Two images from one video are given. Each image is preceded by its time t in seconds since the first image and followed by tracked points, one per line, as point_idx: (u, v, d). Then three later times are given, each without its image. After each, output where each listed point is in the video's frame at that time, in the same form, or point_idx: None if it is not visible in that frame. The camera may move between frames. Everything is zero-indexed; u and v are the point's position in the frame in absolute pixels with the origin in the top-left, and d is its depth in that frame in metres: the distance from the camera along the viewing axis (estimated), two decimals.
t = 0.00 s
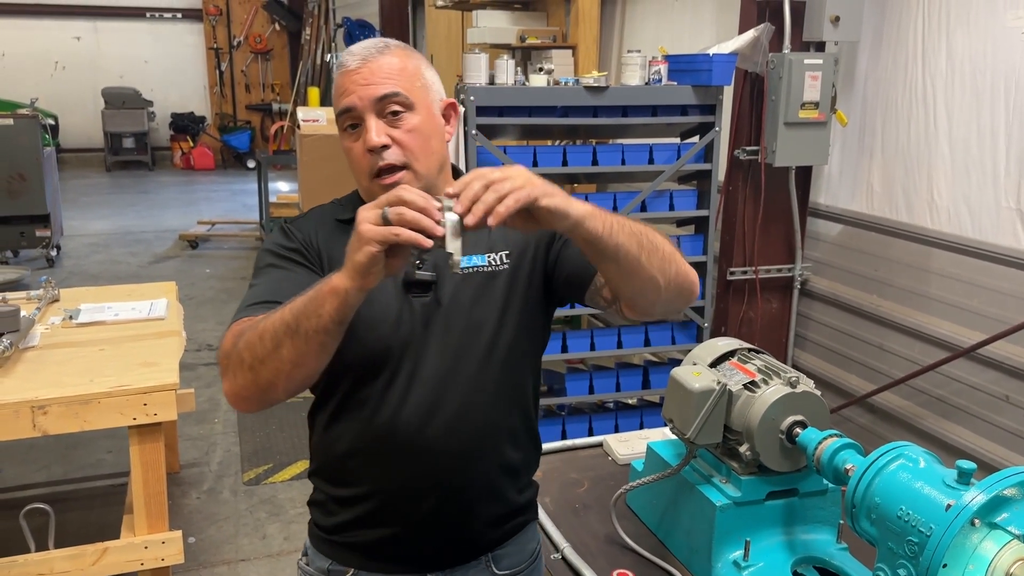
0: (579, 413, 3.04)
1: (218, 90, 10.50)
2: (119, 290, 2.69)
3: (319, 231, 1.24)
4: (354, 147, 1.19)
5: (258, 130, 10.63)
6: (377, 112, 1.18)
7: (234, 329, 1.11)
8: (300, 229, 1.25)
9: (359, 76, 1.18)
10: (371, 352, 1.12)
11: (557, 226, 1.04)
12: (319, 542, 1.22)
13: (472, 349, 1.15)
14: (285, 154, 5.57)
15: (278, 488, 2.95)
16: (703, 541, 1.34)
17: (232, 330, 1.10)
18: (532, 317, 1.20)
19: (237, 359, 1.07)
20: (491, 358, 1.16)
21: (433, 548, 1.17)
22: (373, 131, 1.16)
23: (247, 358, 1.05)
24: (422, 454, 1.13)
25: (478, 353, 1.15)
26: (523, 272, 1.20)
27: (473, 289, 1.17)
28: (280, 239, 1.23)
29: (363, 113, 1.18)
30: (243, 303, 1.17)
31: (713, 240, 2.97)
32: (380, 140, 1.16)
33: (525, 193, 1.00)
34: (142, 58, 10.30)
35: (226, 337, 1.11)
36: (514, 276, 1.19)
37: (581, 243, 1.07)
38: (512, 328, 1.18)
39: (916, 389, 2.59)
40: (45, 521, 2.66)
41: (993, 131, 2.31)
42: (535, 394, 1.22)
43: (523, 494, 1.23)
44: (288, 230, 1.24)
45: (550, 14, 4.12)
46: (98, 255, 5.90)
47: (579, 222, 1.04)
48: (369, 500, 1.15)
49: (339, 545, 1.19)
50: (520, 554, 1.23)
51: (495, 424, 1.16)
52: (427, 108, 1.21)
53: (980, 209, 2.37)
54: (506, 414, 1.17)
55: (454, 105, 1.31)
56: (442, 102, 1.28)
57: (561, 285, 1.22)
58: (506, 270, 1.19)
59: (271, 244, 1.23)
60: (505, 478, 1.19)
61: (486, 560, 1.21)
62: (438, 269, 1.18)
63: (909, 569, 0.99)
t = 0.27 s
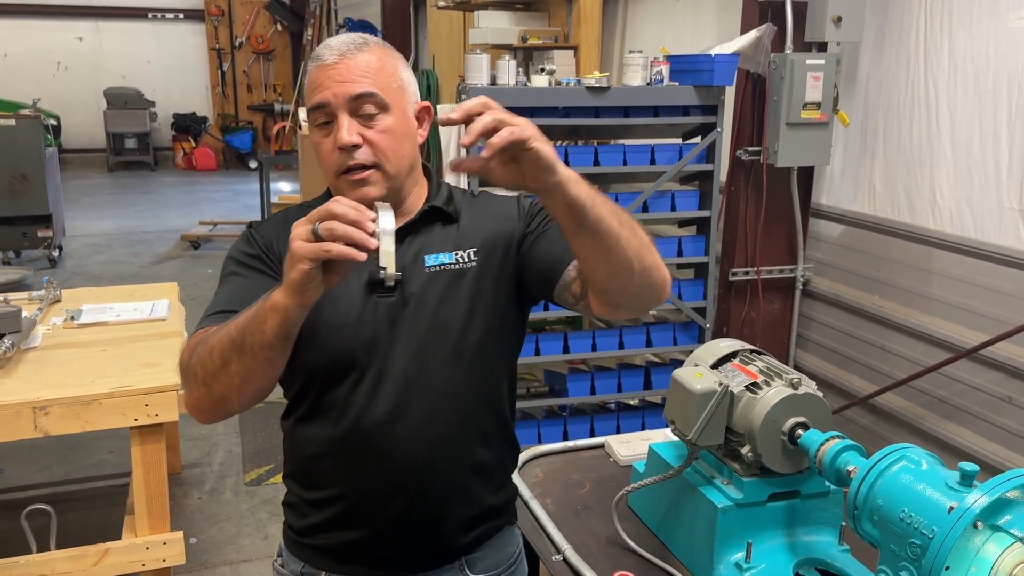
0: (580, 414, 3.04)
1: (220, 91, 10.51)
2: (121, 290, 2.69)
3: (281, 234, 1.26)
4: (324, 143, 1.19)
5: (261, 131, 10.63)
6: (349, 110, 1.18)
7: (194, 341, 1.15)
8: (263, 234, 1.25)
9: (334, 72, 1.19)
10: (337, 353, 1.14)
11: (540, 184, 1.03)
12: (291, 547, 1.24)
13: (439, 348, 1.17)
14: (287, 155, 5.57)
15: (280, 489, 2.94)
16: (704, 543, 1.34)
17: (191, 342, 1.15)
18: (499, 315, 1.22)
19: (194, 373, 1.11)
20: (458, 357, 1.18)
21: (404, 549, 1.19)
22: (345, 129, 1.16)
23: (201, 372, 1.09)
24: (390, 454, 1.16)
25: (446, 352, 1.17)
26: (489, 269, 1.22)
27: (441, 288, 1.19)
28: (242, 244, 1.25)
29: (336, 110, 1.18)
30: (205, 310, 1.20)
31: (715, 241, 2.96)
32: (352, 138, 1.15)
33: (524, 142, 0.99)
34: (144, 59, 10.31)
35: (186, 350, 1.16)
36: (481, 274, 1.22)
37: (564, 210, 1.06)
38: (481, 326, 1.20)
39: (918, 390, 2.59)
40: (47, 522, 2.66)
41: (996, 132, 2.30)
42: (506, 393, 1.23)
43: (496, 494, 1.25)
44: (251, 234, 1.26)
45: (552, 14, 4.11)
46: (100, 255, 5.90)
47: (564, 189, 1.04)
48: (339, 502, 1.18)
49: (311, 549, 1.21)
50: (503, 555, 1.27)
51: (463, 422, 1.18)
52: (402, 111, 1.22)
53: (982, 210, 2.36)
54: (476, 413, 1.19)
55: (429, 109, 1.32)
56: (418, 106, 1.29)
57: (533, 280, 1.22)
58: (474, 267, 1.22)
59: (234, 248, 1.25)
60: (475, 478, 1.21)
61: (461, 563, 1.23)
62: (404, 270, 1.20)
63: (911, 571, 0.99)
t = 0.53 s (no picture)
0: (582, 414, 3.04)
1: (222, 91, 10.53)
2: (123, 290, 2.69)
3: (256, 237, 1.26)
4: (312, 136, 1.21)
5: (263, 131, 10.64)
6: (343, 110, 1.20)
7: (173, 349, 1.17)
8: (237, 239, 1.26)
9: (332, 70, 1.19)
10: (309, 358, 1.14)
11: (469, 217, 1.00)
12: (275, 552, 1.25)
13: (413, 351, 1.17)
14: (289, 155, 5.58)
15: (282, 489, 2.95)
16: (706, 543, 1.34)
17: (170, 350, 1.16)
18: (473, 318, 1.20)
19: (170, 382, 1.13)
20: (430, 356, 1.17)
21: (386, 550, 1.20)
22: (334, 129, 1.18)
23: (178, 381, 1.11)
24: (367, 458, 1.16)
25: (421, 354, 1.17)
26: (460, 269, 1.20)
27: (414, 290, 1.19)
28: (217, 249, 1.26)
29: (328, 108, 1.20)
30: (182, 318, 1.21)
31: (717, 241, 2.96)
32: (338, 139, 1.17)
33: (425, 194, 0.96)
34: (146, 59, 10.32)
35: (165, 359, 1.17)
36: (452, 273, 1.20)
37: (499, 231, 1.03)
38: (457, 328, 1.18)
39: (921, 390, 2.58)
40: (49, 522, 2.66)
41: (998, 131, 2.30)
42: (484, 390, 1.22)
43: (479, 494, 1.25)
44: (227, 239, 1.26)
45: (554, 13, 4.11)
46: (102, 256, 5.91)
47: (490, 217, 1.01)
48: (319, 507, 1.19)
49: (293, 553, 1.22)
50: (485, 556, 1.27)
51: (441, 424, 1.18)
52: (394, 119, 1.23)
53: (984, 210, 2.36)
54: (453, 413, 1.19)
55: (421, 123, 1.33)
56: (412, 117, 1.30)
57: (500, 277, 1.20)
58: (447, 269, 1.20)
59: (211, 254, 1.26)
60: (455, 479, 1.21)
61: (444, 561, 1.24)
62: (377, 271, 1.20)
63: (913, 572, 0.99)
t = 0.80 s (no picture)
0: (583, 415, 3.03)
1: (224, 91, 10.54)
2: (124, 290, 2.69)
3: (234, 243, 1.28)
4: (301, 130, 1.23)
5: (265, 131, 10.65)
6: (336, 103, 1.23)
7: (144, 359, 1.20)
8: (215, 245, 1.28)
9: (326, 63, 1.23)
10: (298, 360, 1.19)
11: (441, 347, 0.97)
12: (261, 555, 1.28)
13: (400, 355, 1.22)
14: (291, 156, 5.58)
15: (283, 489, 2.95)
16: (708, 544, 1.33)
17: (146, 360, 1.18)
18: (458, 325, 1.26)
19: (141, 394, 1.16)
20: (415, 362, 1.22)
21: (371, 552, 1.24)
22: (326, 122, 1.21)
23: (150, 396, 1.14)
24: (354, 461, 1.20)
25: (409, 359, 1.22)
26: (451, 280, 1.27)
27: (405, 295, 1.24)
28: (195, 255, 1.28)
29: (321, 100, 1.22)
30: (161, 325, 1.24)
31: (718, 241, 2.96)
32: (330, 133, 1.20)
33: (421, 333, 0.93)
34: (148, 59, 10.33)
35: (139, 366, 1.19)
36: (443, 283, 1.26)
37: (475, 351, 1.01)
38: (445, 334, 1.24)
39: (923, 391, 2.58)
40: (51, 522, 2.66)
41: (1001, 131, 2.29)
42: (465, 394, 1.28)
43: (461, 495, 1.30)
44: (206, 245, 1.28)
45: (556, 13, 4.11)
46: (104, 256, 5.91)
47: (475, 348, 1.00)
48: (306, 511, 1.22)
49: (279, 556, 1.25)
50: (467, 557, 1.31)
51: (429, 428, 1.23)
52: (385, 117, 1.27)
53: (986, 210, 2.35)
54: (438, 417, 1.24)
55: (408, 124, 1.37)
56: (400, 118, 1.34)
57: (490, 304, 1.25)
58: (438, 278, 1.26)
59: (190, 260, 1.28)
60: (437, 481, 1.25)
61: (430, 563, 1.28)
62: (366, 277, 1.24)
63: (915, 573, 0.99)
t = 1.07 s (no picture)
0: (585, 415, 3.03)
1: (226, 92, 10.55)
2: (126, 291, 2.69)
3: (223, 250, 1.25)
4: (307, 131, 1.23)
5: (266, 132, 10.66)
6: (345, 106, 1.24)
7: (140, 379, 1.20)
8: (202, 251, 1.25)
9: (335, 65, 1.24)
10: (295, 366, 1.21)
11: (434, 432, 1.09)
12: (248, 559, 1.28)
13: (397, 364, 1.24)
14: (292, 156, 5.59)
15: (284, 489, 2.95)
16: (710, 544, 1.33)
17: (143, 380, 1.19)
18: (456, 336, 1.30)
19: (144, 423, 1.18)
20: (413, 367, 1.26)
21: (362, 557, 1.25)
22: (335, 126, 1.21)
23: (154, 431, 1.16)
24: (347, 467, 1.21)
25: (405, 368, 1.25)
26: (453, 291, 1.30)
27: (405, 305, 1.25)
28: (182, 263, 1.25)
29: (330, 102, 1.23)
30: (149, 336, 1.22)
31: (720, 241, 2.95)
32: (340, 135, 1.20)
33: (414, 456, 1.04)
34: (150, 60, 10.34)
35: (135, 382, 1.20)
36: (445, 294, 1.29)
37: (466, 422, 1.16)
38: (441, 345, 1.28)
39: (925, 391, 2.58)
40: (53, 522, 2.66)
41: (1003, 131, 2.29)
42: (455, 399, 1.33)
43: (451, 498, 1.33)
44: (192, 252, 1.25)
45: (557, 13, 4.11)
46: (106, 257, 5.92)
47: (449, 444, 1.12)
48: (297, 516, 1.23)
49: (266, 561, 1.26)
50: (456, 556, 1.33)
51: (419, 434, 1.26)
52: (390, 121, 1.29)
53: (988, 209, 2.35)
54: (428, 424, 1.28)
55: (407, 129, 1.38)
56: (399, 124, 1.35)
57: (485, 330, 1.33)
58: (439, 289, 1.28)
59: (176, 266, 1.25)
60: (430, 486, 1.29)
61: (422, 562, 1.31)
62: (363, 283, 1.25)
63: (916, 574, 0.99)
